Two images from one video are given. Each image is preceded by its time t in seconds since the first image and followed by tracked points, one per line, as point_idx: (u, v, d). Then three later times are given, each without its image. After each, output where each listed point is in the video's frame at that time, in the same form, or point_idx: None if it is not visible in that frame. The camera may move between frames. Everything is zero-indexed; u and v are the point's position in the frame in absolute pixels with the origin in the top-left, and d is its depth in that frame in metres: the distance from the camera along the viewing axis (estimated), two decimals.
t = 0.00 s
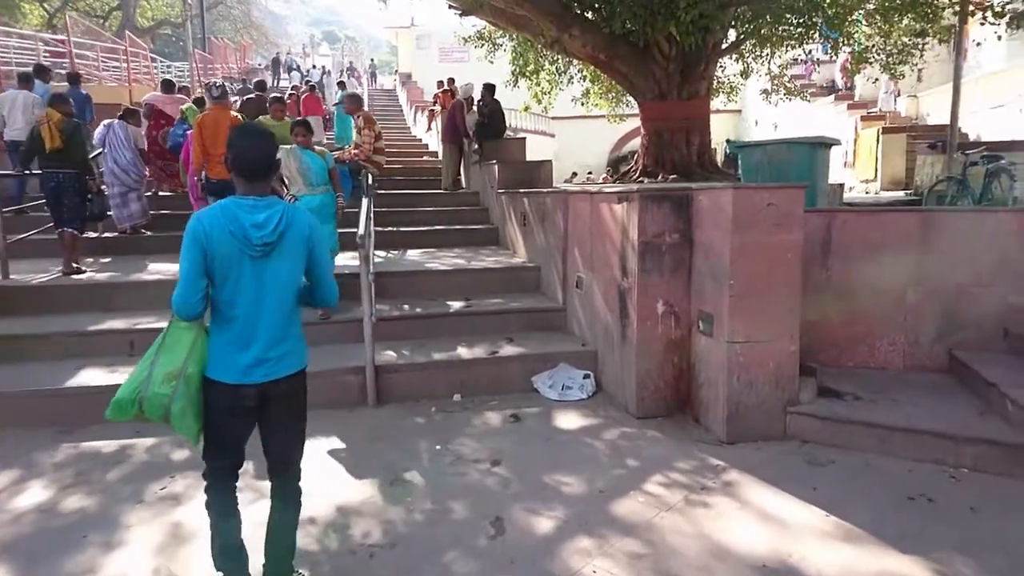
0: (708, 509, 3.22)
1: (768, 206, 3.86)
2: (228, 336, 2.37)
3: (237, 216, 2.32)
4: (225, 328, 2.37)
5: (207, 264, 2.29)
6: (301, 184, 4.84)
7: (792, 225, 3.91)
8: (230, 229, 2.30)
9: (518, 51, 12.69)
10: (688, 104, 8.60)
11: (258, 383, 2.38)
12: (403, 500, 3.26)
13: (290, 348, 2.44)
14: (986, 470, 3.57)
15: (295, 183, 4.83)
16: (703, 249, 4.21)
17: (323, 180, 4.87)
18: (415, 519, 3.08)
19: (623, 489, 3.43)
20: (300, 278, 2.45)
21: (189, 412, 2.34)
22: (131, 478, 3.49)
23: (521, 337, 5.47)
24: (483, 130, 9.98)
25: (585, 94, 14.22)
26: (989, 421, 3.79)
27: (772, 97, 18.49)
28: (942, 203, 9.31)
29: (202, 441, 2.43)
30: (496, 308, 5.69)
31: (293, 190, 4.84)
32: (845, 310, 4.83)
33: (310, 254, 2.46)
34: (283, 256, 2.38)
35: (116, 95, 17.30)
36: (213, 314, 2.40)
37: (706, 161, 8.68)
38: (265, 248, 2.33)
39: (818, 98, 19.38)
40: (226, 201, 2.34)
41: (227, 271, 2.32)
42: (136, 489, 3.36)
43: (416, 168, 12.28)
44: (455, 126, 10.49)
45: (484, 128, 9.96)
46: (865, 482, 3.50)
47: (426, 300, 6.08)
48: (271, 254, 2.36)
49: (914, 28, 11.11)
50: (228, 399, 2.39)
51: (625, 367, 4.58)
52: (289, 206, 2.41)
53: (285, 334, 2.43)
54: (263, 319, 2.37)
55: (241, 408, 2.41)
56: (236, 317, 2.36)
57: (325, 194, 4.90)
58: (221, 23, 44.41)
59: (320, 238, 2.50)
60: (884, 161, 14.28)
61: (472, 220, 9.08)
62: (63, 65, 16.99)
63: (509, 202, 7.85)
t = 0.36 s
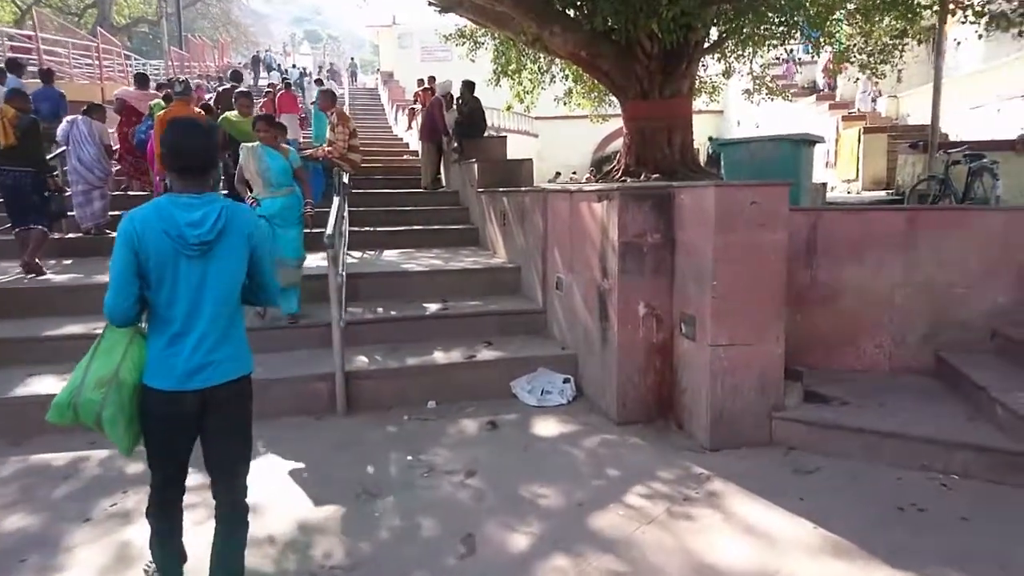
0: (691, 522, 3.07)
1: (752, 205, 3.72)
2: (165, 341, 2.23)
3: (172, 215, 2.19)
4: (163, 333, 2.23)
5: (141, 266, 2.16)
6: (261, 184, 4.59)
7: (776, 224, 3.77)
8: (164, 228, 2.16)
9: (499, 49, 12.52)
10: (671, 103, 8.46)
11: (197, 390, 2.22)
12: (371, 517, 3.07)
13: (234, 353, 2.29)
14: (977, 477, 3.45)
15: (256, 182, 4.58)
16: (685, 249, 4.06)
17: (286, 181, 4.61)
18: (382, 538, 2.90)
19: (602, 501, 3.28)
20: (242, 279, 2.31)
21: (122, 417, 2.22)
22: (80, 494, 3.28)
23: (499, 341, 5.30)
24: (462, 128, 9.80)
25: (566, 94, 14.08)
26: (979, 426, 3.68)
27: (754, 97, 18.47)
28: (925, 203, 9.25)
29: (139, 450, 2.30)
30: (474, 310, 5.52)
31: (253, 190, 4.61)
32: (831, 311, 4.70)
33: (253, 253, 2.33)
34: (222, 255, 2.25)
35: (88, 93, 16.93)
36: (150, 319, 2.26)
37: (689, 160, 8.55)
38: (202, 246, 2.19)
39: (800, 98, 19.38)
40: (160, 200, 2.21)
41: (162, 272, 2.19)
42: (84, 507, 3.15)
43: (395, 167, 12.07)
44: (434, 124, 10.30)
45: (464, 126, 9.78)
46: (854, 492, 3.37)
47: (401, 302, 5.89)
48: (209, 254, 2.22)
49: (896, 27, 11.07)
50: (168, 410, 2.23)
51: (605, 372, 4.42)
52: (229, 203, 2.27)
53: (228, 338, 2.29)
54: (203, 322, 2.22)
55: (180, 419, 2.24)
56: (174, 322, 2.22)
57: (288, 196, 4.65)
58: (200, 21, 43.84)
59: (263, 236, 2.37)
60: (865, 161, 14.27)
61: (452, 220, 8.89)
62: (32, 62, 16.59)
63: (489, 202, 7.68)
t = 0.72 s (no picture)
0: (675, 543, 2.88)
1: (738, 203, 3.53)
2: (74, 349, 2.15)
3: (69, 218, 2.10)
4: (71, 341, 2.16)
5: (41, 273, 2.09)
6: (212, 195, 4.27)
7: (764, 224, 3.58)
8: (62, 233, 2.08)
9: (484, 48, 12.31)
10: (656, 101, 8.26)
11: (108, 398, 2.15)
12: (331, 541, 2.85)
13: (149, 358, 2.21)
14: (975, 491, 3.28)
15: (205, 192, 4.26)
16: (669, 250, 3.87)
17: (239, 193, 4.30)
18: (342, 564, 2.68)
19: (581, 519, 3.08)
20: (153, 279, 2.22)
21: (41, 431, 2.13)
22: (18, 516, 3.04)
23: (478, 346, 5.08)
24: (444, 126, 9.57)
25: (553, 93, 13.89)
26: (977, 436, 3.50)
27: (741, 97, 18.35)
28: (914, 204, 9.12)
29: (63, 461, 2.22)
30: (452, 313, 5.30)
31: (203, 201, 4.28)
32: (820, 316, 4.53)
33: (163, 251, 2.24)
34: (128, 258, 2.16)
35: (65, 91, 16.57)
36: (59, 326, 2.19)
37: (675, 159, 8.37)
38: (103, 250, 2.11)
39: (787, 98, 19.29)
40: (58, 202, 2.12)
41: (64, 278, 2.11)
42: (20, 530, 2.92)
43: (378, 166, 11.82)
44: (415, 120, 10.03)
45: (446, 124, 9.55)
46: (847, 507, 3.18)
47: (377, 306, 5.66)
48: (113, 256, 2.14)
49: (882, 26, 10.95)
50: (85, 420, 2.16)
51: (587, 379, 4.21)
52: (131, 202, 2.18)
53: (140, 343, 2.20)
54: (112, 328, 2.15)
55: (95, 424, 2.16)
56: (81, 328, 2.14)
57: (241, 208, 4.34)
58: (183, 19, 43.29)
59: (174, 233, 2.27)
60: (852, 160, 14.17)
61: (433, 220, 8.66)
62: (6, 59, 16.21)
63: (470, 201, 7.45)
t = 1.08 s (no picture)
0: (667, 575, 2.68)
1: (733, 208, 3.33)
2: None
3: None
4: None
5: None
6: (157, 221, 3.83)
7: (761, 230, 3.39)
8: None
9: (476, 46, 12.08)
10: (649, 100, 8.06)
11: (26, 415, 2.10)
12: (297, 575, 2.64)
13: (68, 370, 2.16)
14: (985, 513, 3.09)
15: (150, 218, 3.83)
16: (660, 256, 3.67)
17: (186, 217, 3.84)
18: None
19: (567, 548, 2.88)
20: (70, 286, 2.17)
21: None
22: None
23: (463, 355, 4.87)
24: (433, 126, 9.36)
25: (545, 92, 13.67)
26: (985, 453, 3.32)
27: (735, 96, 18.16)
28: (911, 204, 8.95)
29: None
30: (437, 321, 5.09)
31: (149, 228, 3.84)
32: (818, 324, 4.35)
33: (80, 257, 2.18)
34: (42, 265, 2.11)
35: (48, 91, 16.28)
36: None
37: (668, 160, 8.17)
38: (14, 257, 2.05)
39: (781, 97, 19.12)
40: None
41: None
42: None
43: (366, 167, 11.59)
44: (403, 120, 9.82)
45: (434, 123, 9.34)
46: (850, 532, 2.99)
47: (359, 313, 5.44)
48: (26, 264, 2.09)
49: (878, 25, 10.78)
50: None
51: (576, 391, 4.01)
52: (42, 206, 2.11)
53: (58, 355, 2.15)
54: (27, 340, 2.10)
55: (12, 440, 2.12)
56: None
57: (189, 234, 3.88)
58: (173, 18, 42.87)
59: (92, 237, 2.22)
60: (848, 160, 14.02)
61: (421, 222, 8.45)
62: None
63: (458, 203, 7.24)
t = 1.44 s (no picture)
0: None
1: (734, 207, 3.15)
2: None
3: None
4: None
5: None
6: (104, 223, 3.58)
7: (763, 231, 3.21)
8: None
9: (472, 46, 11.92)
10: (646, 99, 7.89)
11: None
12: None
13: (10, 373, 2.18)
14: (1001, 531, 2.91)
15: (98, 220, 3.59)
16: (657, 258, 3.49)
17: (136, 218, 3.58)
18: None
19: (558, 570, 2.70)
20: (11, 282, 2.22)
21: None
22: None
23: (452, 361, 4.69)
24: (426, 125, 9.17)
25: (542, 93, 13.50)
26: (1000, 467, 3.14)
27: (734, 96, 18.01)
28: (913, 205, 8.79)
29: None
30: (426, 326, 4.90)
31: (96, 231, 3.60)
32: (822, 329, 4.17)
33: (21, 253, 2.25)
34: None
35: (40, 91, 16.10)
36: None
37: (666, 160, 8.00)
38: None
39: (780, 97, 18.97)
40: None
41: None
42: None
43: (359, 167, 11.41)
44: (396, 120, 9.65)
45: (427, 122, 9.16)
46: (860, 552, 2.81)
47: (345, 317, 5.25)
48: None
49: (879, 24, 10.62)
50: None
51: (569, 400, 3.83)
52: None
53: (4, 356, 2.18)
54: None
55: None
56: None
57: (139, 237, 3.60)
58: (169, 18, 42.67)
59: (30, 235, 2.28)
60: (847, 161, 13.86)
61: (413, 223, 8.26)
62: None
63: (450, 203, 7.05)
